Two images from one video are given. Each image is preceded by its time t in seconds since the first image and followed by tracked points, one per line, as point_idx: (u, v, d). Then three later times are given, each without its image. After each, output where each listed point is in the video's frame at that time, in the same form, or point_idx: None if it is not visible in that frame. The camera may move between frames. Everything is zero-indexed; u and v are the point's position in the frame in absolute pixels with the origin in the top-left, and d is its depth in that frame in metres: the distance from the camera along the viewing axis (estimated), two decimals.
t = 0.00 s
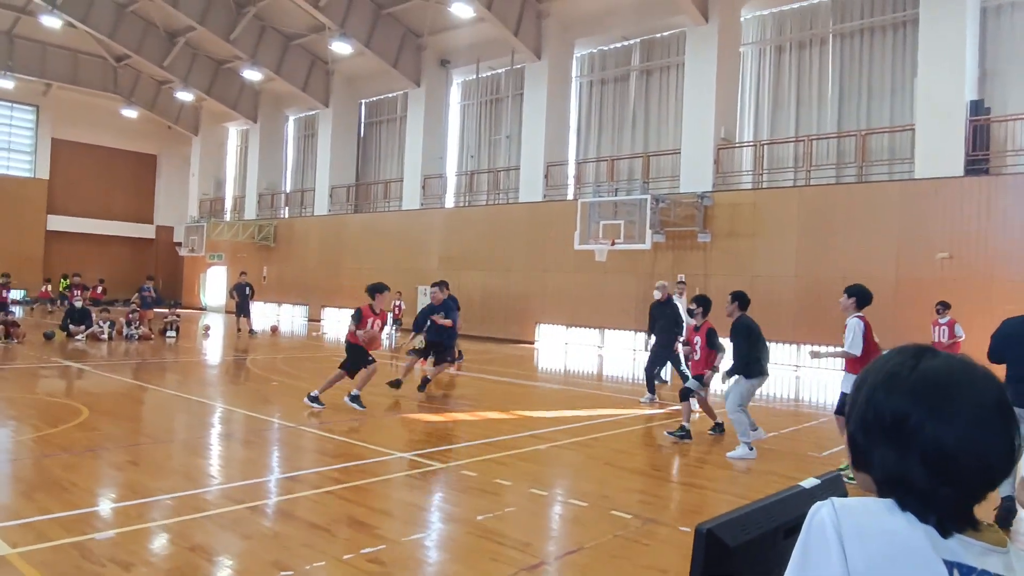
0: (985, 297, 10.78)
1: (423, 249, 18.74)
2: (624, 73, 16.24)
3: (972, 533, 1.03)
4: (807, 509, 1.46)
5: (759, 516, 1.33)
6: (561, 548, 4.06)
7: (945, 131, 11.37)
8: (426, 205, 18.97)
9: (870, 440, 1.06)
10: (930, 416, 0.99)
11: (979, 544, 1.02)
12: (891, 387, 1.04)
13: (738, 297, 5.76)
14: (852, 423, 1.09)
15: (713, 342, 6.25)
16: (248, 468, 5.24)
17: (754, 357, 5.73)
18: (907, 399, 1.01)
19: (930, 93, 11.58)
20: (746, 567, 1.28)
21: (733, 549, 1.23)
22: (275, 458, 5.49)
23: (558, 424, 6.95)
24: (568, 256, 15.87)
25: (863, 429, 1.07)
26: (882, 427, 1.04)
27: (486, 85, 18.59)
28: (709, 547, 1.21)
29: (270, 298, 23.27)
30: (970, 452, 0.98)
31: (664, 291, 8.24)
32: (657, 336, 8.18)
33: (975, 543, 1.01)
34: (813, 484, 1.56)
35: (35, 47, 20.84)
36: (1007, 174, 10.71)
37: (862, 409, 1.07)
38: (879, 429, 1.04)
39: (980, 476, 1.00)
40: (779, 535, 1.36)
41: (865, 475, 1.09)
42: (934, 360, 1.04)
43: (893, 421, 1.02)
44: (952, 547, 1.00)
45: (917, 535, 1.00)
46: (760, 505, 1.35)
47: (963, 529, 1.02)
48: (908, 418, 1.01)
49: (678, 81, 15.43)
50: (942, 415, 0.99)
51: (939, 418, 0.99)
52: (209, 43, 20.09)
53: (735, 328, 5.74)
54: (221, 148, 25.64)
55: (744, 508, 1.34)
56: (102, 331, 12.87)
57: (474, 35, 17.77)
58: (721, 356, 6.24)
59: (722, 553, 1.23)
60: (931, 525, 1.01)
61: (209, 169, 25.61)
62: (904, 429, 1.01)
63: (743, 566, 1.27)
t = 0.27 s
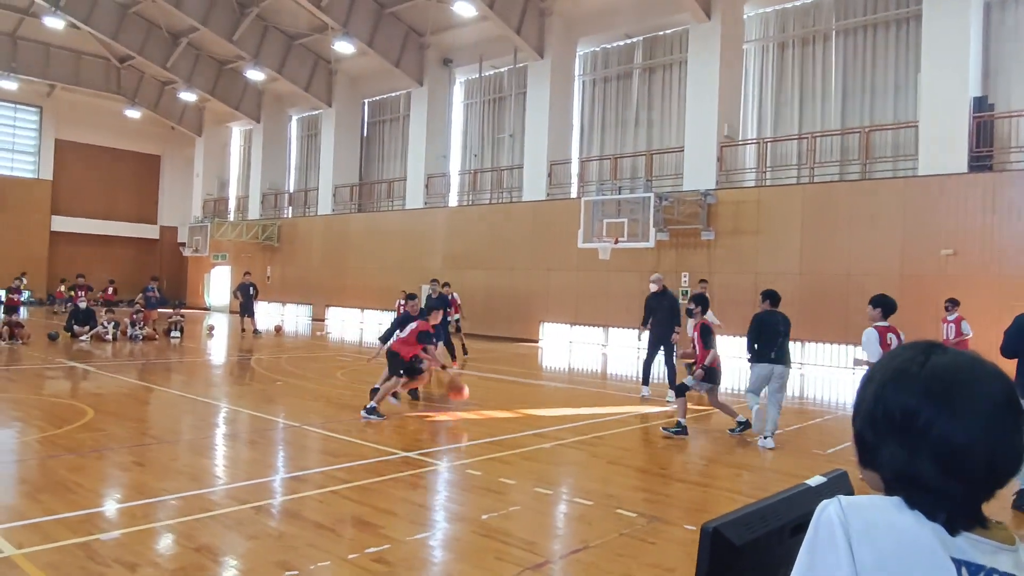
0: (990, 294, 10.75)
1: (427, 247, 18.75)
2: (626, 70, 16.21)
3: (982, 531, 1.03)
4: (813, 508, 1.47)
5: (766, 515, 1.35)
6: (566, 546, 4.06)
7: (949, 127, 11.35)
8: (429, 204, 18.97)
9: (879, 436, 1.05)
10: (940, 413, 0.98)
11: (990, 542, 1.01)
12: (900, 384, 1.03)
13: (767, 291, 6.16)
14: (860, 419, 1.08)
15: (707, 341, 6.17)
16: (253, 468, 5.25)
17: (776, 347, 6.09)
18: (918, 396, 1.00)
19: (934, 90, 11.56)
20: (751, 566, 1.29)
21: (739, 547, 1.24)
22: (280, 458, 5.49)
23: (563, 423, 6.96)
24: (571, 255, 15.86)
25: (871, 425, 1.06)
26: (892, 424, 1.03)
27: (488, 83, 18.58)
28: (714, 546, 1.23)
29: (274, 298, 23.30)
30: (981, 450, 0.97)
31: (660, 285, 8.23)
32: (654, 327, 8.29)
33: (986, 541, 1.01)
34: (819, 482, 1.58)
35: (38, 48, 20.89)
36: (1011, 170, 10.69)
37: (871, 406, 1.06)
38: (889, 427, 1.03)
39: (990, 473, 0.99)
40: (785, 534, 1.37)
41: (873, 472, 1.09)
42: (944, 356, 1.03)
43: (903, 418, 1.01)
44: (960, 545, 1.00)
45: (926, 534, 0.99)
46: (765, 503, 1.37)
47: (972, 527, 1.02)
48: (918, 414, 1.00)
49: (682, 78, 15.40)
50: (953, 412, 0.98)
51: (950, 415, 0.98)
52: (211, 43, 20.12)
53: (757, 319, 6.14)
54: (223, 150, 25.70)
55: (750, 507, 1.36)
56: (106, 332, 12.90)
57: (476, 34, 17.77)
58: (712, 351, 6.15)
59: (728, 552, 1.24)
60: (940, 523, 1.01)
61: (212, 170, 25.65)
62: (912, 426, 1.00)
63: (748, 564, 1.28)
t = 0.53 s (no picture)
0: (992, 292, 10.72)
1: (428, 246, 18.76)
2: (627, 69, 16.18)
3: (981, 530, 1.03)
4: (815, 506, 1.50)
5: (767, 514, 1.37)
6: (568, 546, 4.06)
7: (951, 125, 11.32)
8: (430, 203, 18.97)
9: (877, 436, 1.05)
10: (941, 413, 0.98)
11: (992, 542, 1.01)
12: (900, 382, 1.02)
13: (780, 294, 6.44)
14: (859, 419, 1.09)
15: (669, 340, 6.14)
16: (255, 467, 5.26)
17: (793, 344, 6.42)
18: (916, 394, 1.00)
19: (935, 87, 11.52)
20: (755, 565, 1.31)
21: (743, 546, 1.26)
22: (282, 457, 5.50)
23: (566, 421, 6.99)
24: (573, 253, 15.86)
25: (871, 423, 1.06)
26: (891, 423, 1.03)
27: (489, 82, 18.56)
28: (718, 546, 1.25)
29: (275, 297, 23.33)
30: (985, 448, 0.96)
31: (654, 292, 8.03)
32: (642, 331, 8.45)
33: (988, 541, 1.01)
34: (821, 481, 1.59)
35: (39, 48, 20.89)
36: (1013, 168, 10.66)
37: (870, 405, 1.06)
38: (888, 425, 1.03)
39: (991, 474, 0.98)
40: (788, 532, 1.40)
41: (872, 472, 1.09)
42: (944, 355, 1.03)
43: (903, 417, 1.01)
44: (960, 545, 1.00)
45: (925, 533, 1.00)
46: (768, 504, 1.39)
47: (973, 527, 1.02)
48: (917, 413, 0.99)
49: (683, 77, 15.38)
50: (951, 411, 0.98)
51: (951, 413, 0.98)
52: (212, 43, 20.11)
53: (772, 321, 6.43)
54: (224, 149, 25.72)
55: (754, 506, 1.39)
56: (109, 331, 12.94)
57: (477, 32, 17.75)
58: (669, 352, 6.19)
59: (732, 551, 1.26)
60: (938, 523, 1.01)
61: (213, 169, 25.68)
62: (912, 425, 1.00)
63: (752, 563, 1.30)
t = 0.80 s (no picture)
0: (993, 292, 10.70)
1: (427, 246, 18.78)
2: (626, 69, 16.16)
3: (976, 531, 1.02)
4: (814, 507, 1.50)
5: (767, 513, 1.37)
6: (566, 546, 4.06)
7: (951, 124, 11.28)
8: (428, 203, 18.99)
9: (867, 437, 1.05)
10: (930, 412, 0.98)
11: (986, 542, 1.00)
12: (889, 383, 1.03)
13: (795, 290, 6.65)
14: (850, 420, 1.09)
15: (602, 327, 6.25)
16: (255, 467, 5.27)
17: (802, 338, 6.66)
18: (906, 394, 1.00)
19: (935, 87, 11.50)
20: (754, 565, 1.31)
21: (741, 547, 1.26)
22: (282, 457, 5.52)
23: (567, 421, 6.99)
24: (571, 253, 15.85)
25: (860, 424, 1.07)
26: (881, 423, 1.03)
27: (488, 82, 18.55)
28: (714, 546, 1.26)
29: (275, 297, 23.36)
30: (973, 446, 0.96)
31: (630, 296, 7.41)
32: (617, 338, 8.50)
33: (982, 540, 1.00)
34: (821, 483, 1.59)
35: (39, 49, 20.92)
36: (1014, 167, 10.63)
37: (860, 405, 1.07)
38: (878, 426, 1.04)
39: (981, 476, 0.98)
40: (788, 533, 1.40)
41: (864, 474, 1.09)
42: (933, 356, 1.03)
43: (891, 417, 1.02)
44: (954, 545, 0.99)
45: (919, 533, 0.99)
46: (769, 503, 1.39)
47: (966, 529, 1.01)
48: (906, 413, 1.00)
49: (681, 77, 15.35)
50: (939, 412, 0.98)
51: (939, 412, 0.98)
52: (211, 44, 20.13)
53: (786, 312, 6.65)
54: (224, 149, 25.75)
55: (755, 504, 1.38)
56: (108, 331, 12.97)
57: (476, 32, 17.75)
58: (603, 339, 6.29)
59: (730, 553, 1.26)
60: (932, 524, 1.00)
61: (213, 169, 25.72)
62: (902, 425, 1.00)
63: (750, 562, 1.30)
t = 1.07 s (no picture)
0: (992, 292, 10.70)
1: (426, 247, 18.79)
2: (625, 68, 16.16)
3: (973, 530, 1.02)
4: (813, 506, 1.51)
5: (767, 514, 1.39)
6: (566, 546, 4.06)
7: (951, 125, 11.28)
8: (428, 203, 18.99)
9: (863, 439, 1.05)
10: (922, 412, 0.98)
11: (984, 540, 1.01)
12: (883, 383, 1.03)
13: (790, 286, 6.98)
14: (846, 422, 1.09)
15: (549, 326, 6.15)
16: (254, 467, 5.27)
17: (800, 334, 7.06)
18: (898, 395, 1.00)
19: (935, 87, 11.49)
20: (756, 564, 1.33)
21: (743, 547, 1.28)
22: (281, 457, 5.52)
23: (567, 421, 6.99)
24: (570, 252, 15.85)
25: (855, 427, 1.07)
26: (874, 425, 1.03)
27: (488, 82, 18.55)
28: (716, 547, 1.27)
29: (274, 297, 23.38)
30: (968, 446, 0.96)
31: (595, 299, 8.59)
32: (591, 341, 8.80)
33: (980, 540, 1.00)
34: (821, 482, 1.60)
35: (39, 49, 20.92)
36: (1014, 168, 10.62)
37: (853, 408, 1.07)
38: (872, 428, 1.04)
39: (976, 475, 0.98)
40: (789, 533, 1.41)
41: (861, 475, 1.09)
42: (926, 356, 1.03)
43: (884, 417, 1.01)
44: (952, 545, 0.99)
45: (916, 533, 0.98)
46: (768, 504, 1.41)
47: (964, 528, 1.01)
48: (898, 413, 1.00)
49: (681, 76, 15.34)
50: (935, 410, 0.97)
51: (933, 412, 0.97)
52: (211, 44, 20.14)
53: (783, 312, 7.00)
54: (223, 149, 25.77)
55: (754, 505, 1.41)
56: (108, 331, 12.98)
57: (475, 32, 17.76)
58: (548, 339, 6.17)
59: (732, 553, 1.28)
60: (930, 524, 1.00)
61: (213, 169, 25.73)
62: (895, 426, 1.00)
63: (751, 562, 1.31)
